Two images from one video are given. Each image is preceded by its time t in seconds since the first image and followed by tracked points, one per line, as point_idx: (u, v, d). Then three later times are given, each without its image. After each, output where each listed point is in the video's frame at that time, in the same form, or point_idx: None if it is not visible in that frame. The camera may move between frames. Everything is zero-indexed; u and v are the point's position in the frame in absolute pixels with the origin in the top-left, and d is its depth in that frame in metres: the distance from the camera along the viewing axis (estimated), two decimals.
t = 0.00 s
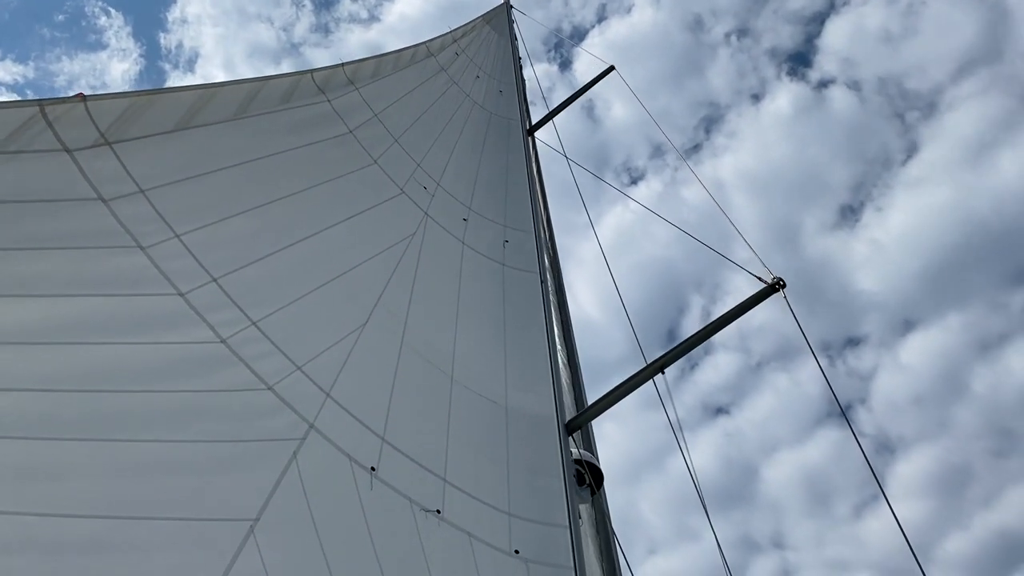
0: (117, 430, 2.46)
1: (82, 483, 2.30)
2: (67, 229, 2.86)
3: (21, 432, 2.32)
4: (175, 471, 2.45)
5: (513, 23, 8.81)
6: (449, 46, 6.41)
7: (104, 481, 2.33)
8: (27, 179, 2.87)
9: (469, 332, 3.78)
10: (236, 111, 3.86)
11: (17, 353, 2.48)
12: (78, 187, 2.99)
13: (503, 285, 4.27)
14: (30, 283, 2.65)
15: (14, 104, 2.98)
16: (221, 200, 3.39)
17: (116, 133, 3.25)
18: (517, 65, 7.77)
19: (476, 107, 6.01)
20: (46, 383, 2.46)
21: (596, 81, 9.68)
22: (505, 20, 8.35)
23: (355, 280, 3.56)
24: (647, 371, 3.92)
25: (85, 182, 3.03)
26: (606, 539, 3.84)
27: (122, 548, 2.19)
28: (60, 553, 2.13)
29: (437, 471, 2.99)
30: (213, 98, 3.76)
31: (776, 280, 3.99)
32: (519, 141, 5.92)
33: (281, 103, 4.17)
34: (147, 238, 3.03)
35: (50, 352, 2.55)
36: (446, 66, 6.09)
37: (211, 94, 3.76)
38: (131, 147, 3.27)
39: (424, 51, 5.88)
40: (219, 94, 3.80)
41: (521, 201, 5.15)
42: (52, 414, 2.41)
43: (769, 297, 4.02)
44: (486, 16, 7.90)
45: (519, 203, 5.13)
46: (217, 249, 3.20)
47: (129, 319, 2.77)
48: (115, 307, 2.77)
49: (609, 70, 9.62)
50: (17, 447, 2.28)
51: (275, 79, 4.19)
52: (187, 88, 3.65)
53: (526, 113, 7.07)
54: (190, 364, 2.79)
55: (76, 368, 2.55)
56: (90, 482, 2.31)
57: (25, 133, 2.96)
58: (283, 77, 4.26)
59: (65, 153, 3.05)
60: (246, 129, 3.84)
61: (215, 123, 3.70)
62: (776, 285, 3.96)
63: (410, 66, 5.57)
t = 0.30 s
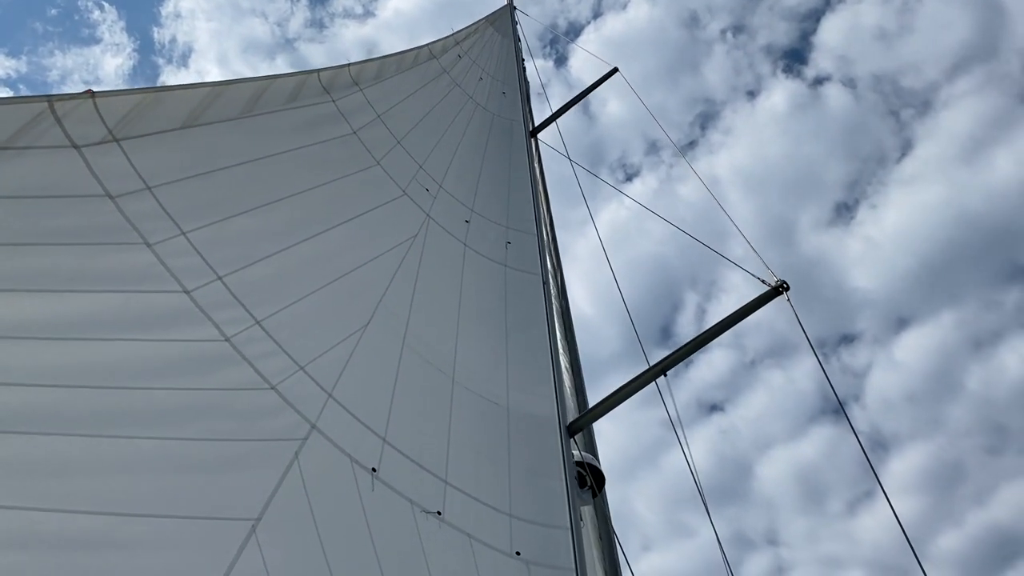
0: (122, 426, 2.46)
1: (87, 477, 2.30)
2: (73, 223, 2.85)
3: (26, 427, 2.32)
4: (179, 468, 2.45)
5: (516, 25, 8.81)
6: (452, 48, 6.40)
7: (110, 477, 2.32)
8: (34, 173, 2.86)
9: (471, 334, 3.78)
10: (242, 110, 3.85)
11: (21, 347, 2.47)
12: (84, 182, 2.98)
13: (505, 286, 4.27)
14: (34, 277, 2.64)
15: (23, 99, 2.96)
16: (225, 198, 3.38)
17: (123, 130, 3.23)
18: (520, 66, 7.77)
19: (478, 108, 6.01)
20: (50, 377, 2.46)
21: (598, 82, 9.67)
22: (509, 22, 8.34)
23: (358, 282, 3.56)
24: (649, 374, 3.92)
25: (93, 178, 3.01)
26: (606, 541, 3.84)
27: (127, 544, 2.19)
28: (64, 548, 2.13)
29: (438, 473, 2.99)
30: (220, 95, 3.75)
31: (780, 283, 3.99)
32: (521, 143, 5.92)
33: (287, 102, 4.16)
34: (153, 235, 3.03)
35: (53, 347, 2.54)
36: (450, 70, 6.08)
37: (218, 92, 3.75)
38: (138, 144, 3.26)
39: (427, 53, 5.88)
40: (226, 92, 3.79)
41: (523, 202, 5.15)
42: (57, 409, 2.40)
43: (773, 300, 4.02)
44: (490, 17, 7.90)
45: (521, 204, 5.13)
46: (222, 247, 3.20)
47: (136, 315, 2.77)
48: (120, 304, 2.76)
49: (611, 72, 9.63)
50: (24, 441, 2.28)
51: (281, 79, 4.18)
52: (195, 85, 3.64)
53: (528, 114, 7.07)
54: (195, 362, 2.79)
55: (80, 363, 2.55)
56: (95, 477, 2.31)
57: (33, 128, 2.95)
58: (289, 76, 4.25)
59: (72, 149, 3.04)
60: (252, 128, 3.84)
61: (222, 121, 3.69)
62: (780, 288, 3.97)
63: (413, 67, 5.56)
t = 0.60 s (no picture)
0: (126, 426, 2.47)
1: (91, 477, 2.31)
2: (78, 222, 2.85)
3: (31, 426, 2.32)
4: (182, 469, 2.46)
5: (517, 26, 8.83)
6: (452, 50, 6.41)
7: (115, 477, 2.34)
8: (38, 172, 2.86)
9: (471, 336, 3.79)
10: (245, 110, 3.86)
11: (26, 347, 2.48)
12: (89, 182, 2.99)
13: (505, 288, 4.28)
14: (38, 276, 2.65)
15: (28, 98, 2.98)
16: (228, 199, 3.39)
17: (128, 129, 3.25)
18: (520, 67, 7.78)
19: (478, 109, 6.02)
20: (55, 377, 2.47)
21: (598, 83, 9.68)
22: (510, 23, 8.36)
23: (360, 284, 3.57)
24: (649, 375, 3.94)
25: (97, 177, 3.02)
26: (606, 543, 3.86)
27: (131, 544, 2.21)
28: (68, 547, 2.13)
29: (437, 475, 3.01)
30: (223, 96, 3.76)
31: (780, 285, 4.01)
32: (521, 144, 5.94)
33: (289, 103, 4.17)
34: (158, 235, 3.04)
35: (57, 347, 2.55)
36: (450, 70, 6.10)
37: (221, 92, 3.76)
38: (142, 143, 3.27)
39: (427, 54, 5.89)
40: (229, 92, 3.80)
41: (523, 203, 5.16)
42: (62, 408, 2.41)
43: (773, 302, 4.04)
44: (490, 18, 7.91)
45: (521, 205, 5.14)
46: (225, 248, 3.21)
47: (140, 316, 2.78)
48: (123, 304, 2.76)
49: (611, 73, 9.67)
50: (30, 440, 2.29)
51: (283, 80, 4.19)
52: (199, 85, 3.65)
53: (528, 115, 7.08)
54: (198, 363, 2.80)
55: (83, 363, 2.55)
56: (99, 477, 2.32)
57: (38, 127, 2.95)
58: (291, 77, 4.26)
59: (77, 148, 3.05)
60: (255, 128, 3.84)
61: (225, 121, 3.70)
62: (780, 289, 3.99)
63: (413, 68, 5.57)
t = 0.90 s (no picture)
0: (126, 424, 2.47)
1: (92, 474, 2.32)
2: (77, 220, 2.85)
3: (32, 424, 2.32)
4: (182, 466, 2.46)
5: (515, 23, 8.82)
6: (450, 47, 6.41)
7: (115, 475, 2.34)
8: (35, 171, 2.86)
9: (471, 333, 3.80)
10: (243, 108, 3.86)
11: (25, 345, 2.48)
12: (88, 180, 2.99)
13: (504, 285, 4.29)
14: (37, 274, 2.64)
15: (24, 98, 2.99)
16: (227, 197, 3.39)
17: (126, 127, 3.25)
18: (518, 65, 7.78)
19: (476, 107, 6.02)
20: (54, 375, 2.47)
21: (598, 80, 9.66)
22: (507, 20, 8.36)
23: (359, 282, 3.58)
24: (647, 372, 3.94)
25: (97, 175, 3.02)
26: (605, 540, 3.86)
27: (132, 543, 2.21)
28: (69, 545, 2.14)
29: (436, 473, 3.01)
30: (221, 93, 3.76)
31: (778, 281, 4.02)
32: (519, 141, 5.94)
33: (287, 101, 4.17)
34: (157, 233, 3.04)
35: (57, 346, 2.55)
36: (447, 67, 6.10)
37: (219, 90, 3.76)
38: (141, 141, 3.27)
39: (425, 51, 5.89)
40: (227, 90, 3.80)
41: (521, 201, 5.17)
42: (62, 407, 2.41)
43: (770, 298, 4.05)
44: (488, 15, 7.90)
45: (519, 203, 5.15)
46: (224, 246, 3.21)
47: (139, 314, 2.78)
48: (123, 302, 2.77)
49: (608, 71, 9.69)
50: (30, 439, 2.29)
51: (281, 78, 4.19)
52: (196, 83, 3.65)
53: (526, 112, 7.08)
54: (198, 361, 2.80)
55: (84, 361, 2.55)
56: (99, 474, 2.32)
57: (35, 126, 2.96)
58: (289, 75, 4.26)
59: (75, 146, 3.05)
60: (253, 125, 3.84)
61: (224, 119, 3.70)
62: (778, 286, 4.00)
63: (411, 66, 5.57)
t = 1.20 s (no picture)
0: (124, 421, 2.46)
1: (89, 471, 2.31)
2: (73, 217, 2.84)
3: (29, 421, 2.32)
4: (181, 462, 2.46)
5: (512, 16, 8.80)
6: (447, 40, 6.39)
7: (113, 472, 2.33)
8: (31, 167, 2.85)
9: (470, 327, 3.80)
10: (240, 103, 3.85)
11: (22, 342, 2.47)
12: (84, 176, 2.98)
13: (503, 279, 4.28)
14: (34, 272, 2.64)
15: (19, 94, 2.99)
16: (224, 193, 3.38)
17: (123, 122, 3.24)
18: (516, 58, 7.77)
19: (474, 101, 6.01)
20: (51, 372, 2.46)
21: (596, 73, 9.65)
22: (505, 14, 8.34)
23: (357, 276, 3.57)
24: (647, 366, 3.94)
25: (92, 171, 3.02)
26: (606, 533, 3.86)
27: (131, 539, 2.20)
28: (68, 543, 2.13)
29: (436, 467, 3.01)
30: (217, 88, 3.75)
31: (777, 274, 4.01)
32: (517, 136, 5.93)
33: (284, 96, 4.16)
34: (154, 229, 3.03)
35: (54, 342, 2.54)
36: (445, 61, 6.09)
37: (215, 85, 3.75)
38: (138, 137, 3.26)
39: (422, 45, 5.87)
40: (223, 85, 3.79)
41: (519, 195, 5.16)
42: (59, 403, 2.41)
43: (770, 291, 4.04)
44: (485, 9, 7.88)
45: (517, 197, 5.14)
46: (221, 242, 3.20)
47: (136, 311, 2.77)
48: (118, 298, 2.76)
49: (606, 63, 9.68)
50: (27, 436, 2.29)
51: (277, 72, 4.18)
52: (191, 79, 3.64)
53: (524, 106, 7.07)
54: (196, 356, 2.79)
55: (81, 358, 2.55)
56: (97, 471, 2.32)
57: (30, 122, 2.95)
58: (286, 70, 4.25)
59: (71, 142, 3.04)
60: (250, 120, 3.83)
61: (221, 114, 3.69)
62: (777, 279, 3.99)
63: (408, 60, 5.55)
